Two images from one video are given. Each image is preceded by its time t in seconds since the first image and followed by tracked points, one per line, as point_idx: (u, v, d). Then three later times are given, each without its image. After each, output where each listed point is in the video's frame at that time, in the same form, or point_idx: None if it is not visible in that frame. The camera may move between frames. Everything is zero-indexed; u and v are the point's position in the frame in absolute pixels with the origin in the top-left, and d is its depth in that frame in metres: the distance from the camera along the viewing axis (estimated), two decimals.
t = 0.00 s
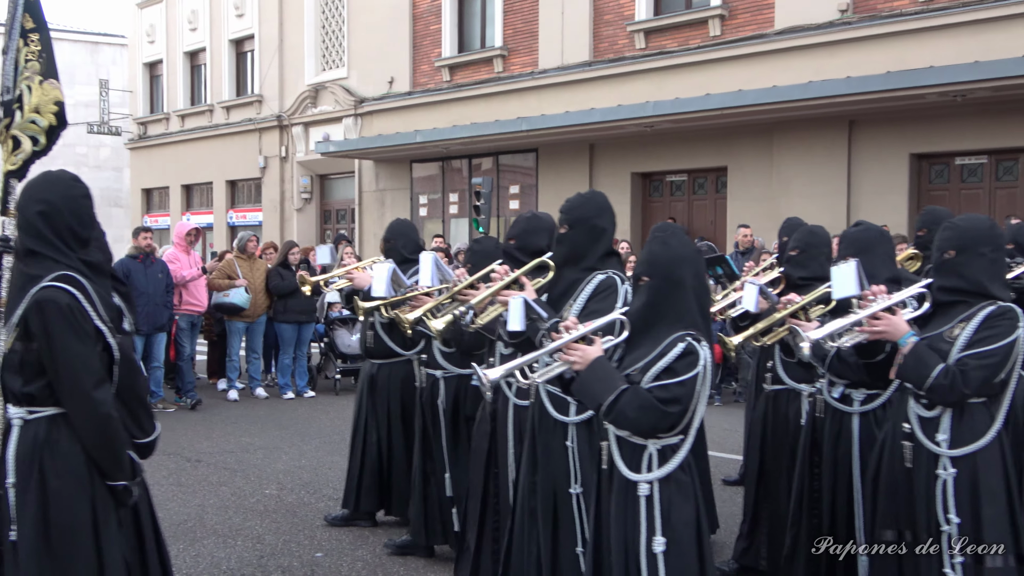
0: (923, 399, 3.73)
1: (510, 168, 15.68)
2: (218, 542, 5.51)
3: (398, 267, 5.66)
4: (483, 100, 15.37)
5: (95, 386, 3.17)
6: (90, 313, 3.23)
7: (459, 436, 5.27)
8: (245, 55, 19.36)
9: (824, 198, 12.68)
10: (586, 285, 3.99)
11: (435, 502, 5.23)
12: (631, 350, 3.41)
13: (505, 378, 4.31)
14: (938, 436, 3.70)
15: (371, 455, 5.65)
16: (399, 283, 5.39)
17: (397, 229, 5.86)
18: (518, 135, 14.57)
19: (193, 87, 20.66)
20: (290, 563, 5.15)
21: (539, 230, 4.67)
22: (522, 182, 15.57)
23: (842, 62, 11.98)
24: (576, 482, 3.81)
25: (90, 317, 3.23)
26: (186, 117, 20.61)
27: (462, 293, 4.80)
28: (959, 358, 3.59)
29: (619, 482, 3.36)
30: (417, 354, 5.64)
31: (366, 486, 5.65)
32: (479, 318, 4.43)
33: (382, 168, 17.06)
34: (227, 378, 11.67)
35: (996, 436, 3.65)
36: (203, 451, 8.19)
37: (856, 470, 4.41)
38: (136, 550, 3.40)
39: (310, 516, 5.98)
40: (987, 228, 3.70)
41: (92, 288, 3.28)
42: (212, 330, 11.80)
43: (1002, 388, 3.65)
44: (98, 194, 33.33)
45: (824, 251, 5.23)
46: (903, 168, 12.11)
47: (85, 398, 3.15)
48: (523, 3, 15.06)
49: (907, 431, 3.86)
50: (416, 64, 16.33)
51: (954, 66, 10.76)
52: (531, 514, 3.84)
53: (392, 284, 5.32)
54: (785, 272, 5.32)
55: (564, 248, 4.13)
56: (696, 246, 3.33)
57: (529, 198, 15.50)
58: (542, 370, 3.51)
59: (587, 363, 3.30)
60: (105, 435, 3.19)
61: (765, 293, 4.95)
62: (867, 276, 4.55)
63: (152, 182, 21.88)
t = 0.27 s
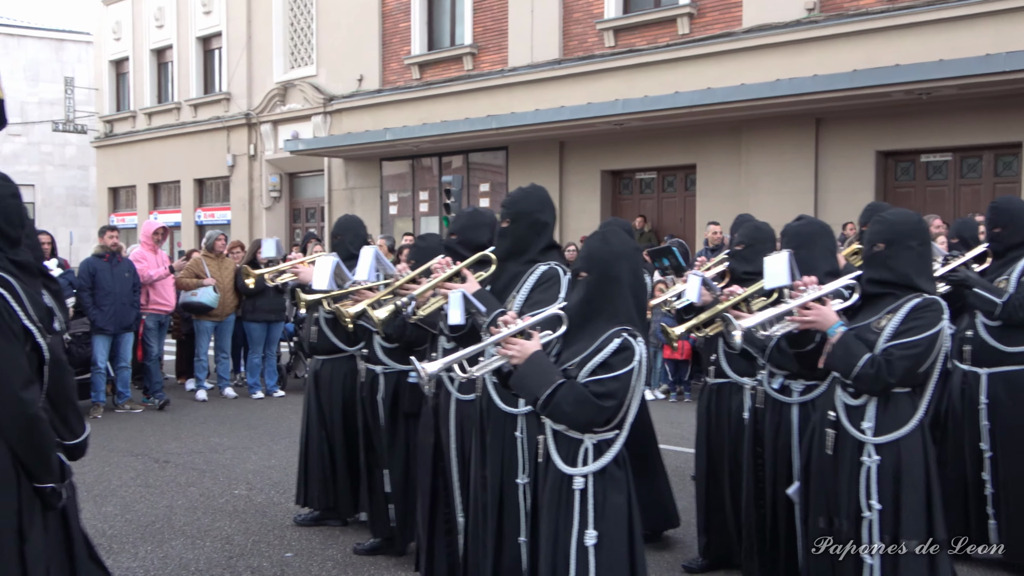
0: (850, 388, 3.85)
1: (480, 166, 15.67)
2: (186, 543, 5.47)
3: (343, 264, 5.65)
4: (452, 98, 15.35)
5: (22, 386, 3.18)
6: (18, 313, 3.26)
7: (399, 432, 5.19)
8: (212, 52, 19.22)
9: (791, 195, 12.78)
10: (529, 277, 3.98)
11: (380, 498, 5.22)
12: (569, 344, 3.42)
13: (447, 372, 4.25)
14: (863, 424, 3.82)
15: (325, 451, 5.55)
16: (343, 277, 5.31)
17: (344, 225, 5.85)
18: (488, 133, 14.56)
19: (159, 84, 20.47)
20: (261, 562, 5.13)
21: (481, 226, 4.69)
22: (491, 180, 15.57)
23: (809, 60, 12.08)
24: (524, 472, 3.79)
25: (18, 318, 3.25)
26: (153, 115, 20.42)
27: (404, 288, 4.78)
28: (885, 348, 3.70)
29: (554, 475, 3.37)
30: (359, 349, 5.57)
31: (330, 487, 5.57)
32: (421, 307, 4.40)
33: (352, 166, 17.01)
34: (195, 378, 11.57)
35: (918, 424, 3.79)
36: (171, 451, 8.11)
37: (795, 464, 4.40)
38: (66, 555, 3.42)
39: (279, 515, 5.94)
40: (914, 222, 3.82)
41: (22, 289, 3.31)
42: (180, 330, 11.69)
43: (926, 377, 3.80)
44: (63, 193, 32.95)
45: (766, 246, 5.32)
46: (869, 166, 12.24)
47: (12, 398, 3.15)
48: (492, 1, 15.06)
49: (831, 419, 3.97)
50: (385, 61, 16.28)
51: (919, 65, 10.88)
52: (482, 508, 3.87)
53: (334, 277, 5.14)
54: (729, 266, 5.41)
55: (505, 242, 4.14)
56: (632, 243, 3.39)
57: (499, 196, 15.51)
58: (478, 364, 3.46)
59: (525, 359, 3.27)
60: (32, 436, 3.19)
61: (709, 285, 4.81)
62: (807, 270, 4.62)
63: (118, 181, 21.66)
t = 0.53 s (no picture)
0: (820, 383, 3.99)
1: (474, 165, 15.67)
2: (184, 542, 5.46)
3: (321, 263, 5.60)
4: (446, 97, 15.33)
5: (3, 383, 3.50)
6: None
7: (369, 429, 5.12)
8: (206, 52, 19.19)
9: (785, 193, 12.79)
10: (505, 273, 4.03)
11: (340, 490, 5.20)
12: (548, 341, 3.40)
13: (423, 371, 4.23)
14: (832, 419, 3.95)
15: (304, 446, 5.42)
16: (318, 276, 5.22)
17: (325, 223, 5.79)
18: (482, 131, 14.54)
19: (152, 84, 20.42)
20: (258, 561, 5.11)
21: (455, 224, 4.66)
22: (486, 179, 15.58)
23: (803, 58, 12.09)
24: (499, 468, 3.82)
25: None
26: (146, 115, 20.37)
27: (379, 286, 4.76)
28: (853, 344, 3.88)
29: (530, 473, 3.35)
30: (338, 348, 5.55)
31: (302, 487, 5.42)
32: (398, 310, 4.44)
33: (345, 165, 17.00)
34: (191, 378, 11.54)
35: (884, 419, 3.94)
36: (167, 451, 8.10)
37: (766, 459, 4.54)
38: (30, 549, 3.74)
39: (275, 514, 5.92)
40: (882, 220, 4.02)
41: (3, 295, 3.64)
42: (175, 330, 11.66)
43: (893, 371, 3.95)
44: (56, 193, 32.87)
45: (742, 244, 5.29)
46: (862, 163, 12.25)
47: None
48: None
49: (801, 414, 4.09)
50: (378, 60, 16.27)
51: (913, 62, 10.89)
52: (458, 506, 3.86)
53: (310, 276, 5.18)
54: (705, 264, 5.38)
55: (480, 239, 4.11)
56: (606, 237, 3.36)
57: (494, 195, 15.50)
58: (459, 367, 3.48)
59: (504, 358, 3.27)
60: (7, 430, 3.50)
61: (682, 281, 4.92)
62: (780, 267, 4.68)
63: (112, 181, 21.61)
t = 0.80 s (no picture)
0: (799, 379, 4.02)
1: (462, 165, 15.66)
2: (173, 543, 5.43)
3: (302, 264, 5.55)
4: (434, 97, 15.31)
5: None
6: None
7: (347, 429, 5.07)
8: (193, 51, 19.11)
9: (772, 193, 12.82)
10: (483, 271, 4.03)
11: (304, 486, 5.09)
12: (526, 337, 3.41)
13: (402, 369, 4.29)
14: (811, 413, 3.96)
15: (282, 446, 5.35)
16: (298, 275, 5.20)
17: (306, 223, 5.75)
18: (470, 131, 14.53)
19: (139, 83, 20.32)
20: (249, 561, 5.08)
21: (436, 224, 4.62)
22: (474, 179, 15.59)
23: (791, 58, 12.12)
24: (466, 462, 3.79)
25: None
26: (133, 115, 20.27)
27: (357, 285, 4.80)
28: (830, 339, 3.92)
29: (512, 469, 3.35)
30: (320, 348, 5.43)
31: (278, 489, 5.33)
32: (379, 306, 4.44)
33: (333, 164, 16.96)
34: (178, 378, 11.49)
35: (864, 412, 3.94)
36: (154, 452, 8.06)
37: (735, 455, 4.47)
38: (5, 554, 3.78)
39: (265, 514, 5.90)
40: (852, 217, 4.09)
41: None
42: (163, 330, 11.60)
43: (871, 365, 3.98)
44: (41, 193, 32.66)
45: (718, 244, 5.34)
46: (850, 162, 12.29)
47: None
48: None
49: (782, 411, 4.11)
50: (366, 60, 16.24)
51: (900, 62, 10.93)
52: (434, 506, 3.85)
53: (291, 275, 5.14)
54: (685, 265, 5.39)
55: (457, 237, 4.10)
56: (581, 233, 3.38)
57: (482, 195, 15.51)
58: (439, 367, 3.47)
59: (483, 357, 3.27)
60: None
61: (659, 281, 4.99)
62: (756, 268, 4.70)
63: (98, 181, 21.49)
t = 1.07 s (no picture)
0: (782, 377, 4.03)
1: (446, 165, 15.65)
2: (162, 545, 5.39)
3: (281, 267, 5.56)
4: (417, 98, 15.29)
5: None
6: None
7: (329, 428, 5.05)
8: (174, 53, 19.02)
9: (756, 193, 12.86)
10: (461, 270, 4.01)
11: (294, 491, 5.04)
12: (506, 336, 3.41)
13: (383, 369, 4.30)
14: (794, 409, 3.98)
15: (261, 447, 5.31)
16: (276, 279, 5.18)
17: (286, 224, 5.73)
18: (454, 132, 14.52)
19: (120, 85, 20.20)
20: (239, 563, 5.06)
21: (415, 223, 4.61)
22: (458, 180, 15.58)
23: (774, 58, 12.17)
24: (442, 460, 3.73)
25: None
26: (115, 116, 20.15)
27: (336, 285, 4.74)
28: (811, 336, 3.93)
29: (495, 466, 3.36)
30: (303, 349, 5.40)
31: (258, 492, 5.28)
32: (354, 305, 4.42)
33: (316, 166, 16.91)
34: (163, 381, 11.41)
35: (845, 407, 3.99)
36: (140, 454, 8.00)
37: (711, 449, 4.41)
38: None
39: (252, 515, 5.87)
40: (827, 214, 4.11)
41: None
42: (147, 333, 11.52)
43: (852, 360, 4.02)
44: (21, 196, 32.40)
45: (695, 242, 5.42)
46: (832, 162, 12.36)
47: None
48: None
49: (767, 408, 4.12)
50: (350, 61, 16.20)
51: (882, 62, 10.99)
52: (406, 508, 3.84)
53: (268, 279, 5.14)
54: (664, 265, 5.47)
55: (435, 236, 4.10)
56: (556, 232, 3.39)
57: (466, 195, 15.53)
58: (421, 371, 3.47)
59: (462, 358, 3.27)
60: None
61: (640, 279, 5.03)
62: (734, 266, 4.71)
63: (79, 183, 21.34)
